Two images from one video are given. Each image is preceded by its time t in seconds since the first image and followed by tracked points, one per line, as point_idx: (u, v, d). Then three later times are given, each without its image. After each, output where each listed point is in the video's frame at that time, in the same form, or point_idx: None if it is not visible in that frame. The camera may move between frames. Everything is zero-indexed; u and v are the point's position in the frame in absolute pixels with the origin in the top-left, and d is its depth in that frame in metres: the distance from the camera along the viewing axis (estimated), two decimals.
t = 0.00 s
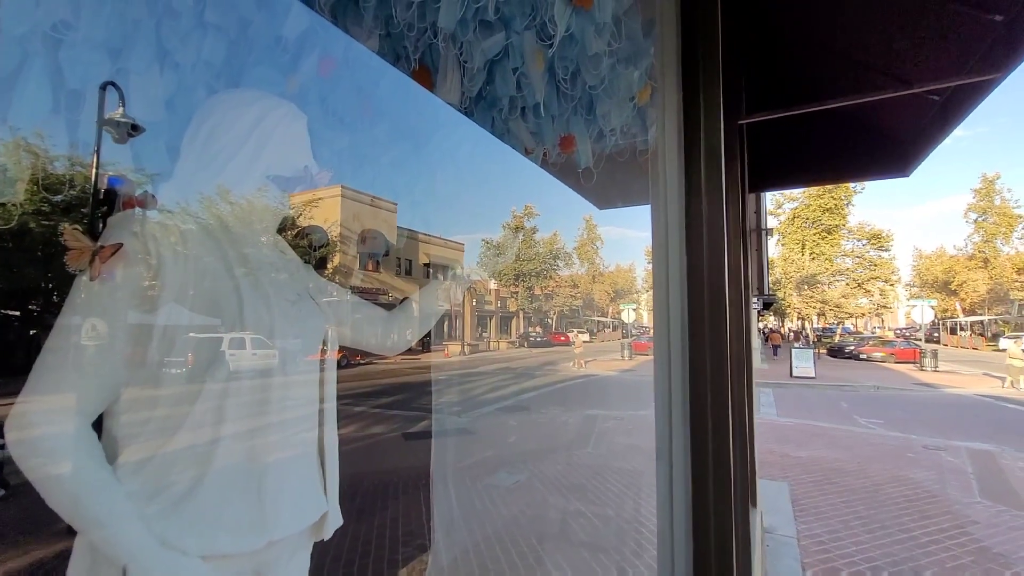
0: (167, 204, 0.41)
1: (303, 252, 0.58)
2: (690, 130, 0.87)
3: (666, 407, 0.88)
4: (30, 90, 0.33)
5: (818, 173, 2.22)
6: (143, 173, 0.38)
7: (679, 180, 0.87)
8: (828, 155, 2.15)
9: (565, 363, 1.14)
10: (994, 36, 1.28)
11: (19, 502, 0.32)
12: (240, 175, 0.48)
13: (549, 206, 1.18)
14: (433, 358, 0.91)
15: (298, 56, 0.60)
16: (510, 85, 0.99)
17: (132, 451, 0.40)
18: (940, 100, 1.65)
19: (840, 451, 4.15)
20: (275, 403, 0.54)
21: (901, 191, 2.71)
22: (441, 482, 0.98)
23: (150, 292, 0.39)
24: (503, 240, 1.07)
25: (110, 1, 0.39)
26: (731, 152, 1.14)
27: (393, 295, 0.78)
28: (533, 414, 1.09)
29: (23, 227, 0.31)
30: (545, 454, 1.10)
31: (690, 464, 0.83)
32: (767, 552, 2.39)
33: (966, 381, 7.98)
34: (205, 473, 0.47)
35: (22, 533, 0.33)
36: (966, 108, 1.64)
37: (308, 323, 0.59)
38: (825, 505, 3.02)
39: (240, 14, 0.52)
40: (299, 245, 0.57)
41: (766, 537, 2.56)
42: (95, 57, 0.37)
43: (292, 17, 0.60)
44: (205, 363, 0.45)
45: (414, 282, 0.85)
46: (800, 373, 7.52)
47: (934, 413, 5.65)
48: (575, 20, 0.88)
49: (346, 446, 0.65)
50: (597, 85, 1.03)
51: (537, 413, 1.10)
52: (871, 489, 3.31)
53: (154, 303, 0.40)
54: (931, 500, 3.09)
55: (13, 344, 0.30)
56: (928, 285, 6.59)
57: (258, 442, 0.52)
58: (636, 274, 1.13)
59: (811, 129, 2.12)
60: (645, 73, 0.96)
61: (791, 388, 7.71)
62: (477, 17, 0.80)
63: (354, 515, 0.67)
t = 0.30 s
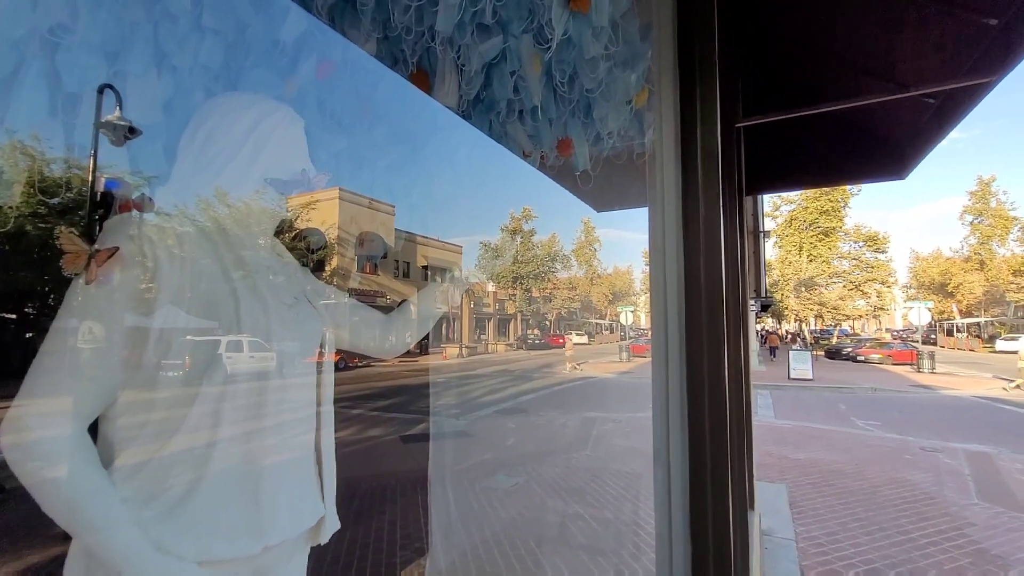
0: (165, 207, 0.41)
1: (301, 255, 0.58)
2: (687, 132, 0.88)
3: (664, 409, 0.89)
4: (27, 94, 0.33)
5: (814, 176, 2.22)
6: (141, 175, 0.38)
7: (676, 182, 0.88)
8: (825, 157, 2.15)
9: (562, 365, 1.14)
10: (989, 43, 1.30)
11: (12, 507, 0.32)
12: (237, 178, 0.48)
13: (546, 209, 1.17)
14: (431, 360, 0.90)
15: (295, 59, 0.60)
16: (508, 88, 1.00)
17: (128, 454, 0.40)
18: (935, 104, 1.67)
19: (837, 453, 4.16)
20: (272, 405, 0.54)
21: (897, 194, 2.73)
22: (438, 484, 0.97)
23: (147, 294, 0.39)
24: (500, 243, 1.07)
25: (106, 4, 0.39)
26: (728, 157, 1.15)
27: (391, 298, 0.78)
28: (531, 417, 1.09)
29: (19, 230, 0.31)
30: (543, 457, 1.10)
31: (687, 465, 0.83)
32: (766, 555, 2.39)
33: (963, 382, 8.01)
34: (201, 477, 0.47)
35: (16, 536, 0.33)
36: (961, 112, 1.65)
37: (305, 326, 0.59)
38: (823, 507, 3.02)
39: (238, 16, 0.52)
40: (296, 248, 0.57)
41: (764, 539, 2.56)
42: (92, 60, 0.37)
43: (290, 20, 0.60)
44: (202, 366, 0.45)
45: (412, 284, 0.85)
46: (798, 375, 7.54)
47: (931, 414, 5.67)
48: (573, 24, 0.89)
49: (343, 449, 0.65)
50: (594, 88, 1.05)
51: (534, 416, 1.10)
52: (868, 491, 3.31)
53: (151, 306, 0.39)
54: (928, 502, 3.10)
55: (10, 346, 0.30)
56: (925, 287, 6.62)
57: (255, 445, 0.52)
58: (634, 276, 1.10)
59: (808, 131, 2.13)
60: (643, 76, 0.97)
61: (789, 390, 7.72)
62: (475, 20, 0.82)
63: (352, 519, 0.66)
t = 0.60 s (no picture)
0: (162, 209, 0.41)
1: (298, 257, 0.58)
2: (684, 135, 0.88)
3: (662, 411, 0.89)
4: (24, 97, 0.33)
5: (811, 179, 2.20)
6: (139, 178, 0.38)
7: (674, 183, 0.88)
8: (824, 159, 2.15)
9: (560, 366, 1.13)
10: (988, 44, 1.29)
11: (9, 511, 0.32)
12: (235, 180, 0.48)
13: (544, 212, 1.16)
14: (431, 362, 0.90)
15: (293, 61, 0.60)
16: (506, 90, 0.99)
17: (126, 457, 0.40)
18: (933, 105, 1.68)
19: (836, 454, 4.16)
20: (269, 408, 0.54)
21: (896, 196, 2.74)
22: (438, 486, 0.97)
23: (144, 297, 0.39)
24: (499, 244, 1.06)
25: (103, 7, 0.39)
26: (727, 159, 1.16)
27: (390, 299, 0.78)
28: (530, 419, 1.08)
29: (17, 232, 0.31)
30: (542, 459, 1.09)
31: (686, 467, 0.83)
32: (765, 556, 2.38)
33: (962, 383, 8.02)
34: (198, 480, 0.46)
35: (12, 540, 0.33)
36: (958, 117, 1.65)
37: (302, 329, 0.59)
38: (822, 508, 3.02)
39: (234, 19, 0.52)
40: (294, 250, 0.57)
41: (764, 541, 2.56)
42: (89, 63, 0.37)
43: (287, 24, 0.60)
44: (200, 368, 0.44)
45: (411, 286, 0.85)
46: (797, 376, 7.54)
47: (931, 416, 5.67)
48: (570, 27, 0.91)
49: (341, 451, 0.64)
50: (592, 91, 1.05)
51: (533, 418, 1.09)
52: (868, 492, 3.31)
53: (149, 308, 0.39)
54: (928, 503, 3.10)
55: (7, 348, 0.30)
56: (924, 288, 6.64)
57: (252, 447, 0.52)
58: (633, 278, 1.14)
59: (806, 132, 2.13)
60: (640, 78, 0.99)
61: (789, 391, 7.72)
62: (472, 23, 0.83)
63: (350, 522, 0.66)
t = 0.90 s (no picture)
0: (161, 211, 0.41)
1: (297, 259, 0.58)
2: (683, 136, 0.88)
3: (661, 413, 0.89)
4: (22, 99, 0.33)
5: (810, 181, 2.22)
6: (138, 179, 0.38)
7: (672, 185, 0.88)
8: (822, 160, 2.15)
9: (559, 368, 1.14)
10: (984, 44, 1.28)
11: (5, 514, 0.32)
12: (234, 181, 0.48)
13: (543, 212, 1.16)
14: (431, 364, 0.90)
15: (292, 64, 0.60)
16: (505, 93, 1.02)
17: (123, 460, 0.39)
18: (930, 107, 1.66)
19: (835, 456, 4.17)
20: (268, 410, 0.54)
21: (894, 197, 2.75)
22: (436, 488, 0.97)
23: (143, 298, 0.39)
24: (497, 246, 1.06)
25: (102, 10, 0.39)
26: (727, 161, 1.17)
27: (390, 301, 0.78)
28: (529, 420, 1.10)
29: (15, 233, 0.31)
30: (542, 461, 1.09)
31: (685, 470, 0.83)
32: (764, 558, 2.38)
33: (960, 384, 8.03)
34: (196, 484, 0.46)
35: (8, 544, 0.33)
36: (958, 114, 1.65)
37: (301, 331, 0.59)
38: (821, 510, 3.02)
39: (232, 22, 0.52)
40: (291, 253, 0.57)
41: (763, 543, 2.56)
42: (88, 65, 0.37)
43: (286, 26, 0.60)
44: (199, 370, 0.44)
45: (410, 287, 0.85)
46: (796, 377, 7.55)
47: (930, 417, 5.68)
48: (568, 30, 0.91)
49: (339, 453, 0.64)
50: (590, 93, 1.07)
51: (533, 419, 1.10)
52: (867, 494, 3.31)
53: (147, 310, 0.39)
54: (927, 504, 3.11)
55: (6, 350, 0.30)
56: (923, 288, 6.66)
57: (251, 450, 0.52)
58: (633, 280, 1.10)
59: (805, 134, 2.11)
60: (638, 81, 0.98)
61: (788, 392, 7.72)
62: (470, 26, 0.84)
63: (350, 524, 0.66)
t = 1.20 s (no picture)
0: (161, 213, 0.41)
1: (297, 261, 0.58)
2: (682, 138, 0.88)
3: (661, 413, 0.89)
4: (21, 102, 0.33)
5: (811, 181, 2.20)
6: (137, 182, 0.38)
7: (671, 186, 0.88)
8: (821, 160, 2.14)
9: (560, 370, 1.13)
10: (983, 47, 1.28)
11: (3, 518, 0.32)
12: (233, 184, 0.48)
13: (542, 214, 1.17)
14: (429, 366, 0.90)
15: (291, 67, 0.60)
16: (504, 94, 1.01)
17: (123, 463, 0.39)
18: (928, 109, 1.68)
19: (836, 456, 4.17)
20: (267, 413, 0.54)
21: (893, 198, 2.75)
22: (437, 490, 1.02)
23: (142, 301, 0.39)
24: (497, 248, 1.07)
25: (101, 13, 0.39)
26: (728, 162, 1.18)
27: (390, 303, 0.78)
28: (529, 422, 1.09)
29: (15, 236, 0.32)
30: (542, 463, 1.09)
31: (686, 470, 0.83)
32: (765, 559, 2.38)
33: (960, 384, 8.03)
34: (195, 488, 0.46)
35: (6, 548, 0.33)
36: (954, 117, 1.65)
37: (301, 334, 0.59)
38: (822, 511, 3.01)
39: (232, 25, 0.52)
40: (292, 255, 0.57)
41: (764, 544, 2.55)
42: (87, 69, 0.37)
43: (285, 29, 0.59)
44: (197, 373, 0.44)
45: (410, 289, 0.85)
46: (796, 378, 7.55)
47: (930, 417, 5.68)
48: (567, 32, 0.90)
49: (337, 456, 0.64)
50: (590, 95, 1.05)
51: (533, 421, 1.10)
52: (867, 494, 3.31)
53: (146, 313, 0.39)
54: (927, 505, 3.10)
55: (5, 352, 0.31)
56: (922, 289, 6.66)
57: (250, 453, 0.52)
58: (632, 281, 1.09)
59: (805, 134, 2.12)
60: (638, 82, 0.98)
61: (788, 393, 7.72)
62: (470, 28, 0.83)
63: (349, 527, 0.67)
